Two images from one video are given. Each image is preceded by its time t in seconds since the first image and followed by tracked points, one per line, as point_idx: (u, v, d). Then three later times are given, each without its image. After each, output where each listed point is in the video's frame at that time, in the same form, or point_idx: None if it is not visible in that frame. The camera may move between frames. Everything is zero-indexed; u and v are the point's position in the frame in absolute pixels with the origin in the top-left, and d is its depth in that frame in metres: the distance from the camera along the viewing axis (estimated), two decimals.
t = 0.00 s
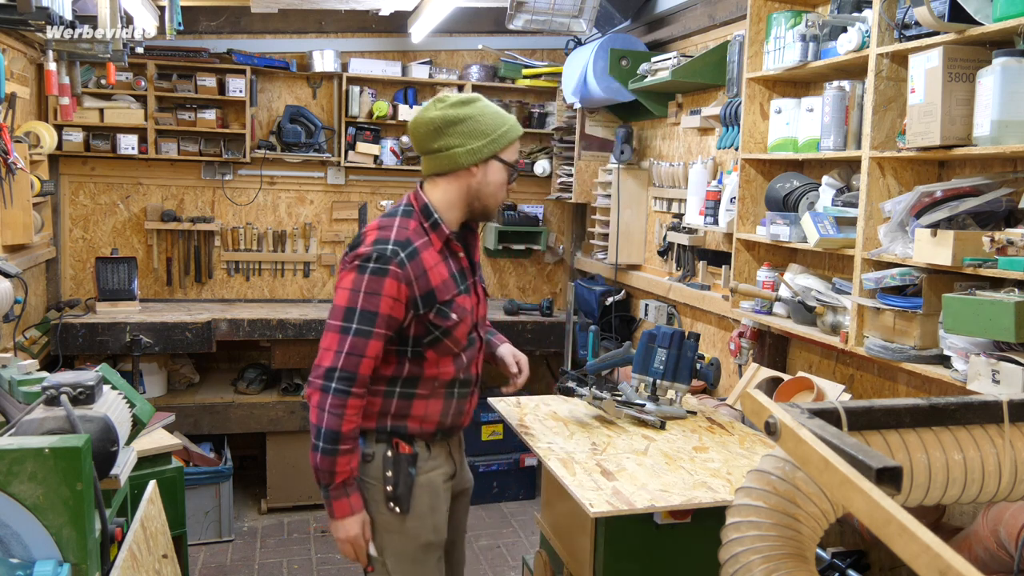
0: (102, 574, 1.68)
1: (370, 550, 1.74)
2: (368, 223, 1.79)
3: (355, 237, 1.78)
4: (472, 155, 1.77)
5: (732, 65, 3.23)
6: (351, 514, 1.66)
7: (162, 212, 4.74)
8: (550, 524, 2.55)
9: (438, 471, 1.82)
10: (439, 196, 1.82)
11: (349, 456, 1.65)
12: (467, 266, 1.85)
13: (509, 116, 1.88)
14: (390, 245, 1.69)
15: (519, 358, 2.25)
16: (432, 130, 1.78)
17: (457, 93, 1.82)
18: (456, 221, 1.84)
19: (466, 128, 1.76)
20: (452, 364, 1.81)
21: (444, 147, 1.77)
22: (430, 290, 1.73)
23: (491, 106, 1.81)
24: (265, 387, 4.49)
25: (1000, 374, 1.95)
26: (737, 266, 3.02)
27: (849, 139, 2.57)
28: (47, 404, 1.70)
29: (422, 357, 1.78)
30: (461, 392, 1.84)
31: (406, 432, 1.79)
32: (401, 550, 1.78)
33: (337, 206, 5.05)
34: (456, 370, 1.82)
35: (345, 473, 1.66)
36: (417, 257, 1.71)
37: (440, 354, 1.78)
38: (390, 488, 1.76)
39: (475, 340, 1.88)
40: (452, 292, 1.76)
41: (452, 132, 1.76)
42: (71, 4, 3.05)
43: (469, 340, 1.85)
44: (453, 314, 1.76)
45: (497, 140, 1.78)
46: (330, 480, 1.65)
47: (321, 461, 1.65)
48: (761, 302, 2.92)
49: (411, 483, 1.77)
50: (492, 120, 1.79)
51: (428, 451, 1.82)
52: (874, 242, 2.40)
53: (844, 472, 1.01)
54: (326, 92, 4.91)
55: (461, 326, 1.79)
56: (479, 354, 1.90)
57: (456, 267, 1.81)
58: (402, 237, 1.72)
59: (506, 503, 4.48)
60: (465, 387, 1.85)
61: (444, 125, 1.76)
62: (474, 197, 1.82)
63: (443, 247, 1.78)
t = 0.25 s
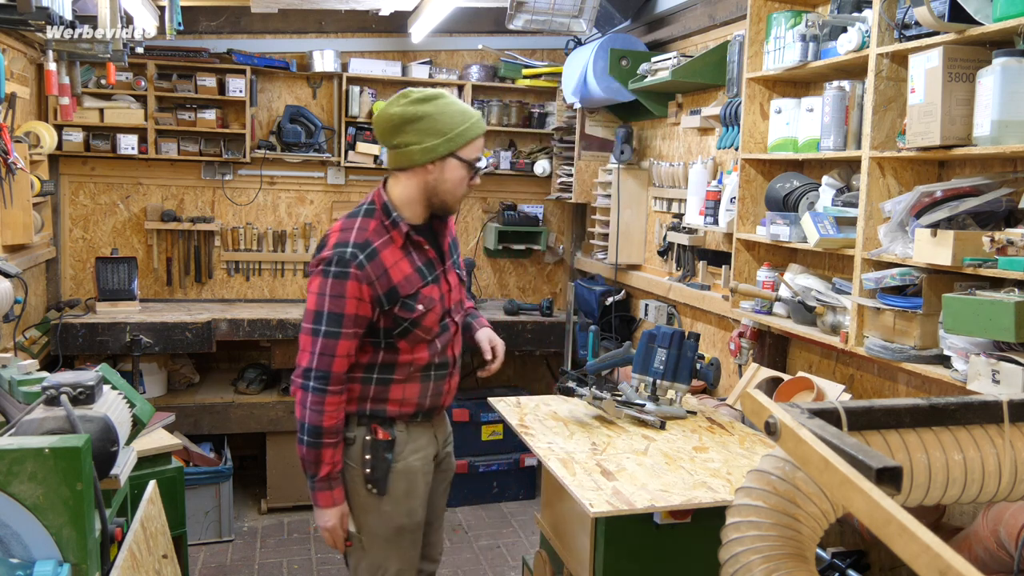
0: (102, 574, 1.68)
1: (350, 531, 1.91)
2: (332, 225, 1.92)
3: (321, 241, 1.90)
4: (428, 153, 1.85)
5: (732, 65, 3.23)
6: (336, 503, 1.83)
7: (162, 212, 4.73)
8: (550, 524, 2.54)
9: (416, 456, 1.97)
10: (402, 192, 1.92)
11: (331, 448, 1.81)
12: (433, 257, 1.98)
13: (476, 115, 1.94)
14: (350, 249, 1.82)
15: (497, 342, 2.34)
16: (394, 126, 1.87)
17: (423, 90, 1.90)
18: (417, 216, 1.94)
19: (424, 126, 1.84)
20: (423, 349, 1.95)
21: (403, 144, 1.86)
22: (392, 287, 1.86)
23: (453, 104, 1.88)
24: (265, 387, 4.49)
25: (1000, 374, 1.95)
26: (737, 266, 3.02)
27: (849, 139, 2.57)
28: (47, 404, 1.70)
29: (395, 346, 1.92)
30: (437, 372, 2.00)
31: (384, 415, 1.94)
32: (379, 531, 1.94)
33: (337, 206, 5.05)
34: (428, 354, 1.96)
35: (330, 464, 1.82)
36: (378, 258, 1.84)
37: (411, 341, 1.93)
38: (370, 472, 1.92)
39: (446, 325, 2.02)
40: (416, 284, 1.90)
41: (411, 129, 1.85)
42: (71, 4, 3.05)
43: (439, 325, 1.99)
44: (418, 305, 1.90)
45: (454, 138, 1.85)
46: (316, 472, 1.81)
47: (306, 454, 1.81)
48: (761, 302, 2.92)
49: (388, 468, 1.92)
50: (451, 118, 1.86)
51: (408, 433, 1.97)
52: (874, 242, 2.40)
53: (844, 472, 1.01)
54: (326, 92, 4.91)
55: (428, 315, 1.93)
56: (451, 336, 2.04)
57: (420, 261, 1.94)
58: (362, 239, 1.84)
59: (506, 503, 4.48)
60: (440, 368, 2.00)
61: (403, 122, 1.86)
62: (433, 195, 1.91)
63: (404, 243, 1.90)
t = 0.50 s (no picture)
0: (102, 574, 1.68)
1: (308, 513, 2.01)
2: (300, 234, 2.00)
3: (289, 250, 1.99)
4: (384, 171, 1.90)
5: (732, 64, 3.23)
6: (297, 493, 1.94)
7: (162, 212, 4.73)
8: (550, 524, 2.54)
9: (376, 446, 2.05)
10: (365, 204, 1.97)
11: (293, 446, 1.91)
12: (399, 265, 2.05)
13: (437, 127, 1.96)
14: (312, 262, 1.90)
15: (468, 341, 2.43)
16: (353, 142, 1.92)
17: (383, 102, 1.93)
18: (382, 227, 2.02)
19: (381, 145, 1.88)
20: (388, 351, 2.04)
21: (361, 160, 1.91)
22: (353, 298, 1.95)
23: (412, 119, 1.91)
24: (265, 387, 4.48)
25: (1000, 374, 1.95)
26: (737, 266, 3.02)
27: (849, 139, 2.57)
28: (47, 404, 1.70)
29: (361, 348, 2.02)
30: (403, 371, 2.08)
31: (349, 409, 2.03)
32: (333, 513, 2.03)
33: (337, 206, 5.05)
34: (393, 356, 2.05)
35: (293, 458, 1.92)
36: (339, 270, 1.92)
37: (375, 344, 2.02)
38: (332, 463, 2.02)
39: (413, 328, 2.10)
40: (377, 293, 1.99)
41: (368, 147, 1.90)
42: (71, 4, 3.05)
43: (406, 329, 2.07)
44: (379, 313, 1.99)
45: (411, 157, 1.89)
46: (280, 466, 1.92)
47: (269, 450, 1.92)
48: (761, 302, 2.92)
49: (343, 457, 2.01)
50: (408, 136, 1.89)
51: (374, 427, 2.06)
52: (874, 242, 2.40)
53: (844, 472, 1.01)
54: (326, 92, 4.91)
55: (390, 320, 2.01)
56: (419, 338, 2.12)
57: (385, 270, 2.01)
58: (325, 253, 1.92)
59: (506, 503, 4.48)
60: (407, 367, 2.09)
61: (360, 138, 1.90)
62: (396, 209, 1.96)
63: (367, 254, 1.98)
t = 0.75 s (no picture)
0: (102, 574, 1.68)
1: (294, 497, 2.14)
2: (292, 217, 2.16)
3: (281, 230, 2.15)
4: (371, 163, 2.04)
5: (732, 65, 3.23)
6: (264, 460, 2.06)
7: (162, 212, 4.73)
8: (550, 525, 2.54)
9: (364, 439, 2.17)
10: (355, 194, 2.12)
11: (257, 412, 2.05)
12: (385, 258, 2.17)
13: (425, 124, 2.09)
14: (295, 242, 2.05)
15: (453, 342, 2.48)
16: (345, 134, 2.07)
17: (374, 98, 2.07)
18: (369, 218, 2.15)
19: (368, 138, 2.03)
20: (367, 342, 2.16)
21: (351, 152, 2.05)
22: (331, 283, 2.08)
23: (400, 115, 2.05)
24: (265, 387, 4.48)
25: (1000, 374, 1.95)
26: (737, 266, 3.02)
27: (849, 140, 2.57)
28: (47, 404, 1.70)
29: (341, 335, 2.14)
30: (385, 365, 2.19)
31: (335, 399, 2.15)
32: (323, 502, 2.15)
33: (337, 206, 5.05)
34: (374, 349, 2.17)
35: (256, 422, 2.05)
36: (319, 254, 2.06)
37: (354, 334, 2.14)
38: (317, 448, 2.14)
39: (396, 322, 2.21)
40: (359, 282, 2.11)
41: (358, 139, 2.04)
42: (71, 4, 3.05)
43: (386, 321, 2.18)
44: (358, 302, 2.11)
45: (397, 150, 2.03)
46: (244, 429, 2.05)
47: (232, 413, 2.05)
48: (761, 302, 2.92)
49: (331, 447, 2.13)
50: (395, 130, 2.03)
51: (358, 419, 2.17)
52: (874, 242, 2.40)
53: (843, 472, 1.01)
54: (326, 92, 4.91)
55: (370, 310, 2.13)
56: (402, 333, 2.23)
57: (369, 261, 2.14)
58: (309, 236, 2.07)
59: (506, 503, 4.47)
60: (389, 362, 2.20)
61: (351, 131, 2.05)
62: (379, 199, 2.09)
63: (352, 243, 2.11)
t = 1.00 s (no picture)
0: (102, 574, 1.68)
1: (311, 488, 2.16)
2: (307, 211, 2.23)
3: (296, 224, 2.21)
4: (377, 152, 2.13)
5: (732, 65, 3.23)
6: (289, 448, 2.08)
7: (162, 212, 4.73)
8: (550, 525, 2.54)
9: (383, 431, 2.21)
10: (366, 186, 2.20)
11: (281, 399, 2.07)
12: (395, 247, 2.23)
13: (429, 117, 2.19)
14: (309, 229, 2.12)
15: (465, 336, 2.50)
16: (354, 127, 2.18)
17: (382, 93, 2.18)
18: (380, 209, 2.23)
19: (374, 128, 2.13)
20: (381, 329, 2.20)
21: (358, 144, 2.16)
22: (345, 268, 2.14)
23: (404, 107, 2.15)
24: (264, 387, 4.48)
25: (1000, 374, 1.95)
26: (737, 266, 3.02)
27: (849, 139, 2.57)
28: (47, 404, 1.70)
29: (356, 324, 2.18)
30: (401, 356, 2.23)
31: (355, 390, 2.17)
32: (340, 493, 2.17)
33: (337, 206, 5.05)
34: (390, 338, 2.21)
35: (281, 410, 2.07)
36: (333, 240, 2.12)
37: (369, 321, 2.18)
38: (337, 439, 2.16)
39: (410, 313, 2.25)
40: (372, 268, 2.16)
41: (365, 131, 2.15)
42: (71, 4, 3.05)
43: (400, 309, 2.22)
44: (373, 288, 2.16)
45: (400, 139, 2.12)
46: (270, 417, 2.06)
47: (258, 403, 2.06)
48: (761, 302, 2.92)
49: (354, 438, 2.16)
50: (400, 121, 2.13)
51: (376, 411, 2.20)
52: (874, 242, 2.40)
53: (843, 472, 1.01)
54: (326, 92, 4.91)
55: (384, 298, 2.18)
56: (416, 324, 2.27)
57: (381, 248, 2.20)
58: (323, 224, 2.13)
59: (506, 503, 4.48)
60: (405, 352, 2.23)
61: (360, 123, 2.16)
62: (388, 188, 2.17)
63: (364, 230, 2.18)
